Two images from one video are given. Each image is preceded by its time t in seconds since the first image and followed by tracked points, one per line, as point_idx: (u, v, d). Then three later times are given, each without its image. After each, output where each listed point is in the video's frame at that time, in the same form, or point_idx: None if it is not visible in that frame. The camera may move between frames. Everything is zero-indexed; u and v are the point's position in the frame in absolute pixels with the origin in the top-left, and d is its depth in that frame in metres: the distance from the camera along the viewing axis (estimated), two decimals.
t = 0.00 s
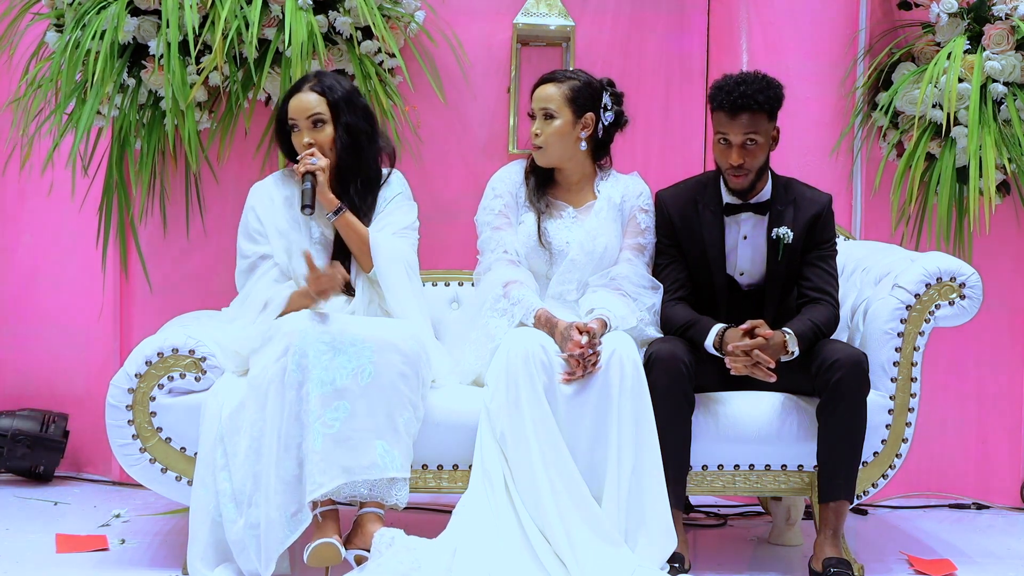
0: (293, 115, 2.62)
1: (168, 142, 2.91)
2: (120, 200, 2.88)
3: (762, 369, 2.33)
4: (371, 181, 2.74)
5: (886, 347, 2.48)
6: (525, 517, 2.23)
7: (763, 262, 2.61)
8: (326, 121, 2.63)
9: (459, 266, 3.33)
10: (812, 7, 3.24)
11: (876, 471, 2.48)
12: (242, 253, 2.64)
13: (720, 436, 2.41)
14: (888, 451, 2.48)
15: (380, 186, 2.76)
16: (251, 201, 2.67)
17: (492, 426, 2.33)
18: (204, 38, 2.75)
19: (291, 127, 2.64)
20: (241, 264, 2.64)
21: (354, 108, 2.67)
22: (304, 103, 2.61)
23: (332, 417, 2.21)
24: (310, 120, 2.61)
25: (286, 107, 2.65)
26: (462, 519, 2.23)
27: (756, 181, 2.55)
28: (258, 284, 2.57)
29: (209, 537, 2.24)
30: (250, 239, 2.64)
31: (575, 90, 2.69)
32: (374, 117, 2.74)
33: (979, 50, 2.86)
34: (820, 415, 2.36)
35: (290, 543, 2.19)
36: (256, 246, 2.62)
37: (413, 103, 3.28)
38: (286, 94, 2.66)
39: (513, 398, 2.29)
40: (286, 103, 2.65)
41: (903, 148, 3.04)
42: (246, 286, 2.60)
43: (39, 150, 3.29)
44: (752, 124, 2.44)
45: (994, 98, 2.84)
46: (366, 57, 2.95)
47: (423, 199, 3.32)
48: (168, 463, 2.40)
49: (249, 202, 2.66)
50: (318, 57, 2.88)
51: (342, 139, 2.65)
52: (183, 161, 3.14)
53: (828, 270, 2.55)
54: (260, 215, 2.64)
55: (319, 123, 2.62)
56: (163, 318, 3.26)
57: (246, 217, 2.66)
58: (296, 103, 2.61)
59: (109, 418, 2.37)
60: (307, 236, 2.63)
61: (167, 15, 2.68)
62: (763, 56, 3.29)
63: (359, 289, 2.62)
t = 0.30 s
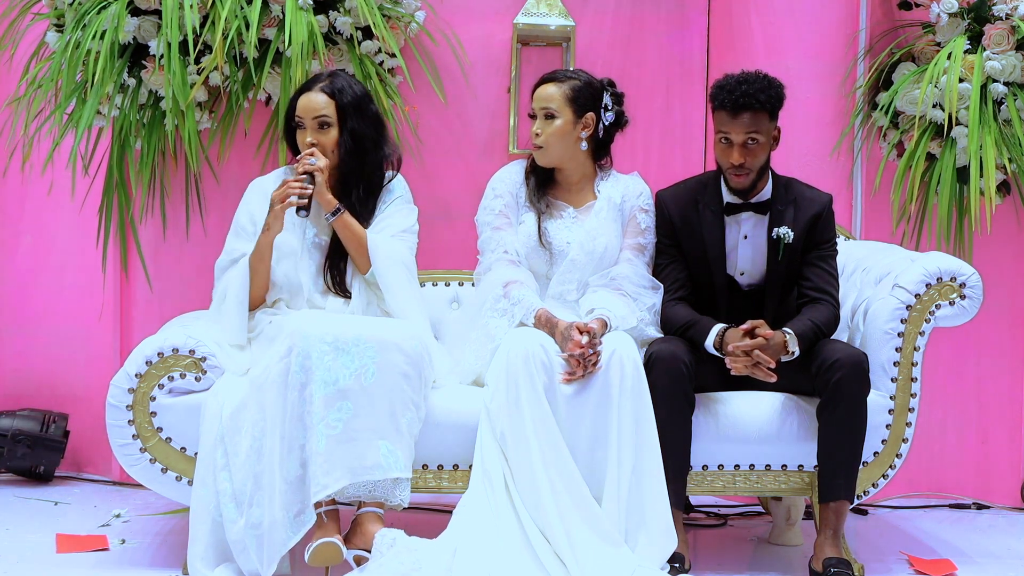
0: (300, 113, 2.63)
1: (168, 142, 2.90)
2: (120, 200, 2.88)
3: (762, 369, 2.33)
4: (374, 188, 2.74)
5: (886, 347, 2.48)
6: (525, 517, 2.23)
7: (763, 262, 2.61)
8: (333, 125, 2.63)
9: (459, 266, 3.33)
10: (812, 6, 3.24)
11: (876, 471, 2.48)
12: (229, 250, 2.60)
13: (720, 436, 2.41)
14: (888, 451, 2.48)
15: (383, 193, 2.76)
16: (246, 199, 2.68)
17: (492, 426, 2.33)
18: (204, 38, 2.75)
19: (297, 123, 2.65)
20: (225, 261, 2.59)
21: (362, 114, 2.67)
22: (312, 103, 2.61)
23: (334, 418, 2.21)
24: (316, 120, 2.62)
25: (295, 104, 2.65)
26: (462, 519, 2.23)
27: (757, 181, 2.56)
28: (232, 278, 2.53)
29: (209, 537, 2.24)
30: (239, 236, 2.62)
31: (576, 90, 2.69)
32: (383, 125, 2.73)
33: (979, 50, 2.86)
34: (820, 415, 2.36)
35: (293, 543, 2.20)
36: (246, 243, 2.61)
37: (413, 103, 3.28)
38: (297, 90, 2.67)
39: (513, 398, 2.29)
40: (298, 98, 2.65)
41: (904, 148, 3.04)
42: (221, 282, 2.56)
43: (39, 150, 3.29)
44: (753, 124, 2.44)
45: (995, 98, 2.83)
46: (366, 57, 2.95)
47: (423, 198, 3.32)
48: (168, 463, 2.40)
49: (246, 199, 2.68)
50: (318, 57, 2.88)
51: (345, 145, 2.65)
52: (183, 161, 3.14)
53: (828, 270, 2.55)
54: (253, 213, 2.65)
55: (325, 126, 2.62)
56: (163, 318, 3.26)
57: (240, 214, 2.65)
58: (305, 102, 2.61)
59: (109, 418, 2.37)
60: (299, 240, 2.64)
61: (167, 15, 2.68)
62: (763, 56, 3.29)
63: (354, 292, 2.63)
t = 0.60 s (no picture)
0: (299, 110, 2.63)
1: (168, 142, 2.91)
2: (120, 199, 2.88)
3: (764, 370, 2.33)
4: (372, 187, 2.74)
5: (886, 347, 2.48)
6: (525, 517, 2.23)
7: (764, 262, 2.60)
8: (331, 123, 2.63)
9: (459, 266, 3.33)
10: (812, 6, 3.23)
11: (876, 471, 2.48)
12: (229, 249, 2.61)
13: (720, 436, 2.41)
14: (888, 451, 2.48)
15: (382, 194, 2.76)
16: (247, 198, 2.68)
17: (492, 426, 2.33)
18: (204, 38, 2.75)
19: (296, 121, 2.65)
20: (225, 258, 2.60)
21: (362, 113, 2.67)
22: (311, 101, 2.61)
23: (334, 418, 2.21)
24: (315, 118, 2.62)
25: (294, 102, 2.65)
26: (462, 519, 2.23)
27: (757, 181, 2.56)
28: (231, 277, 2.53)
29: (210, 537, 2.24)
30: (239, 235, 2.63)
31: (576, 90, 2.69)
32: (383, 125, 2.74)
33: (979, 50, 2.86)
34: (820, 415, 2.36)
35: (293, 544, 2.20)
36: (244, 242, 2.61)
37: (414, 103, 3.28)
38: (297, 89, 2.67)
39: (513, 398, 2.29)
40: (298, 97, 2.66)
41: (904, 148, 3.04)
42: (224, 278, 2.58)
43: (39, 150, 3.29)
44: (754, 123, 2.44)
45: (995, 98, 2.83)
46: (366, 57, 2.95)
47: (423, 198, 3.32)
48: (168, 463, 2.40)
49: (247, 198, 2.68)
50: (319, 57, 2.88)
51: (344, 143, 2.65)
52: (184, 161, 3.14)
53: (828, 270, 2.54)
54: (253, 212, 2.65)
55: (323, 123, 2.62)
56: (163, 318, 3.26)
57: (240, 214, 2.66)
58: (304, 99, 2.62)
59: (109, 418, 2.37)
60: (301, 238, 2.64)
61: (168, 15, 2.68)
62: (763, 56, 3.29)
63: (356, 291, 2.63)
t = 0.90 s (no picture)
0: (296, 107, 2.64)
1: (167, 142, 2.90)
2: (119, 199, 2.88)
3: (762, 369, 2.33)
4: (370, 185, 2.73)
5: (885, 347, 2.48)
6: (524, 517, 2.23)
7: (763, 261, 2.60)
8: (328, 119, 2.63)
9: (459, 266, 3.33)
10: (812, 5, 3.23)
11: (875, 470, 2.48)
12: (226, 247, 2.60)
13: (719, 435, 2.42)
14: (887, 451, 2.48)
15: (379, 193, 2.75)
16: (245, 197, 2.68)
17: (491, 425, 2.33)
18: (204, 38, 2.75)
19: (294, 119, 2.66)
20: (222, 256, 2.59)
21: (360, 111, 2.67)
22: (309, 97, 2.62)
23: (334, 417, 2.21)
24: (312, 114, 2.62)
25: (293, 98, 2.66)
26: (461, 519, 2.23)
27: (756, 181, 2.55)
28: (230, 277, 2.53)
29: (209, 537, 2.24)
30: (235, 233, 2.62)
31: (575, 90, 2.69)
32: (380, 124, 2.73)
33: (979, 49, 2.86)
34: (819, 415, 2.36)
35: (293, 543, 2.20)
36: (240, 241, 2.60)
37: (413, 103, 3.28)
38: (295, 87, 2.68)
39: (513, 398, 2.29)
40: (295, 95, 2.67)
41: (903, 148, 3.04)
42: (220, 274, 2.56)
43: (39, 150, 3.29)
44: (752, 122, 2.44)
45: (994, 97, 2.83)
46: (365, 57, 2.94)
47: (423, 198, 3.32)
48: (166, 463, 2.40)
49: (243, 199, 2.68)
50: (318, 57, 2.87)
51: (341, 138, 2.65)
52: (183, 161, 3.14)
53: (826, 269, 2.55)
54: (250, 211, 2.64)
55: (320, 119, 2.62)
56: (162, 318, 3.26)
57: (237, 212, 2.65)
58: (302, 95, 2.63)
59: (109, 418, 2.37)
60: (298, 237, 2.64)
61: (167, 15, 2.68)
62: (762, 56, 3.29)
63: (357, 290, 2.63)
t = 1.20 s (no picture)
0: (294, 104, 2.61)
1: (162, 143, 2.90)
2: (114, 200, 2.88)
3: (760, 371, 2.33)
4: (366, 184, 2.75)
5: (881, 347, 2.49)
6: (520, 518, 2.23)
7: (759, 260, 2.60)
8: (325, 116, 2.60)
9: (454, 267, 3.33)
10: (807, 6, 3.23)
11: (871, 471, 2.48)
12: (223, 247, 2.60)
13: (714, 436, 2.42)
14: (883, 451, 2.48)
15: (374, 193, 2.77)
16: (240, 197, 2.68)
17: (486, 426, 2.32)
18: (199, 38, 2.75)
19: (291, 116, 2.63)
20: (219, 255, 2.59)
21: (357, 111, 2.66)
22: (306, 94, 2.60)
23: (330, 417, 2.20)
24: (309, 111, 2.60)
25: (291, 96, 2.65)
26: (456, 519, 2.23)
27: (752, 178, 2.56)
28: (225, 277, 2.53)
29: (203, 537, 2.24)
30: (231, 233, 2.62)
31: (573, 90, 2.70)
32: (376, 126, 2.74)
33: (974, 50, 2.86)
34: (815, 415, 2.36)
35: (288, 544, 2.19)
36: (236, 240, 2.60)
37: (408, 104, 3.28)
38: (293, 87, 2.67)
39: (508, 400, 2.29)
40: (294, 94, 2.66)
41: (898, 148, 3.04)
42: (219, 276, 2.56)
43: (33, 150, 3.29)
44: (748, 119, 2.44)
45: (989, 98, 2.84)
46: (360, 57, 2.94)
47: (418, 199, 3.31)
48: (162, 463, 2.39)
49: (238, 199, 2.68)
50: (313, 57, 2.87)
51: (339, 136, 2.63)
52: (178, 161, 3.14)
53: (821, 268, 2.55)
54: (245, 211, 2.64)
55: (317, 116, 2.60)
56: (157, 318, 3.26)
57: (232, 213, 2.65)
58: (301, 92, 2.60)
59: (103, 418, 2.36)
60: (294, 237, 2.64)
61: (162, 15, 2.68)
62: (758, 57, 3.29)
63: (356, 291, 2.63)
